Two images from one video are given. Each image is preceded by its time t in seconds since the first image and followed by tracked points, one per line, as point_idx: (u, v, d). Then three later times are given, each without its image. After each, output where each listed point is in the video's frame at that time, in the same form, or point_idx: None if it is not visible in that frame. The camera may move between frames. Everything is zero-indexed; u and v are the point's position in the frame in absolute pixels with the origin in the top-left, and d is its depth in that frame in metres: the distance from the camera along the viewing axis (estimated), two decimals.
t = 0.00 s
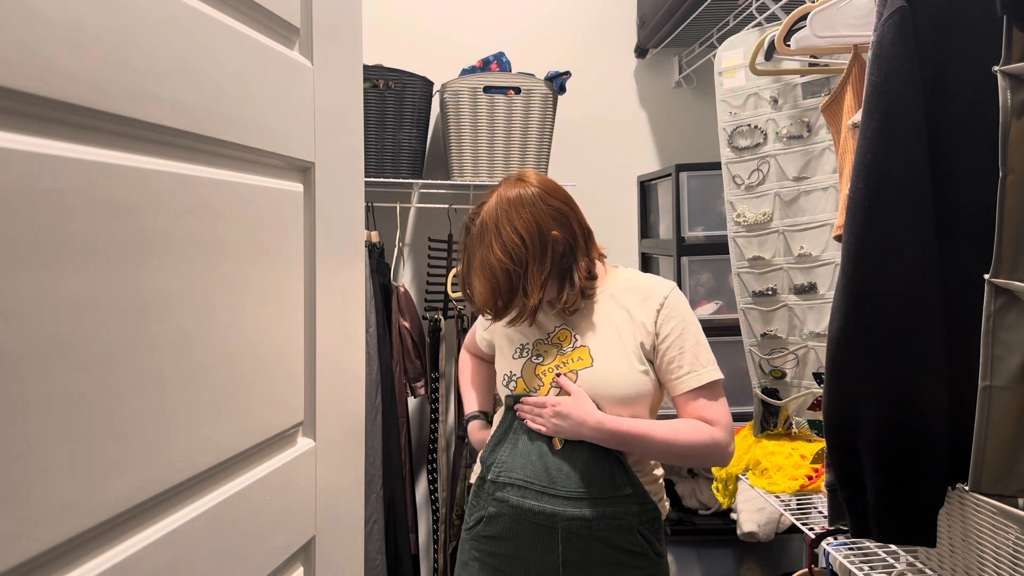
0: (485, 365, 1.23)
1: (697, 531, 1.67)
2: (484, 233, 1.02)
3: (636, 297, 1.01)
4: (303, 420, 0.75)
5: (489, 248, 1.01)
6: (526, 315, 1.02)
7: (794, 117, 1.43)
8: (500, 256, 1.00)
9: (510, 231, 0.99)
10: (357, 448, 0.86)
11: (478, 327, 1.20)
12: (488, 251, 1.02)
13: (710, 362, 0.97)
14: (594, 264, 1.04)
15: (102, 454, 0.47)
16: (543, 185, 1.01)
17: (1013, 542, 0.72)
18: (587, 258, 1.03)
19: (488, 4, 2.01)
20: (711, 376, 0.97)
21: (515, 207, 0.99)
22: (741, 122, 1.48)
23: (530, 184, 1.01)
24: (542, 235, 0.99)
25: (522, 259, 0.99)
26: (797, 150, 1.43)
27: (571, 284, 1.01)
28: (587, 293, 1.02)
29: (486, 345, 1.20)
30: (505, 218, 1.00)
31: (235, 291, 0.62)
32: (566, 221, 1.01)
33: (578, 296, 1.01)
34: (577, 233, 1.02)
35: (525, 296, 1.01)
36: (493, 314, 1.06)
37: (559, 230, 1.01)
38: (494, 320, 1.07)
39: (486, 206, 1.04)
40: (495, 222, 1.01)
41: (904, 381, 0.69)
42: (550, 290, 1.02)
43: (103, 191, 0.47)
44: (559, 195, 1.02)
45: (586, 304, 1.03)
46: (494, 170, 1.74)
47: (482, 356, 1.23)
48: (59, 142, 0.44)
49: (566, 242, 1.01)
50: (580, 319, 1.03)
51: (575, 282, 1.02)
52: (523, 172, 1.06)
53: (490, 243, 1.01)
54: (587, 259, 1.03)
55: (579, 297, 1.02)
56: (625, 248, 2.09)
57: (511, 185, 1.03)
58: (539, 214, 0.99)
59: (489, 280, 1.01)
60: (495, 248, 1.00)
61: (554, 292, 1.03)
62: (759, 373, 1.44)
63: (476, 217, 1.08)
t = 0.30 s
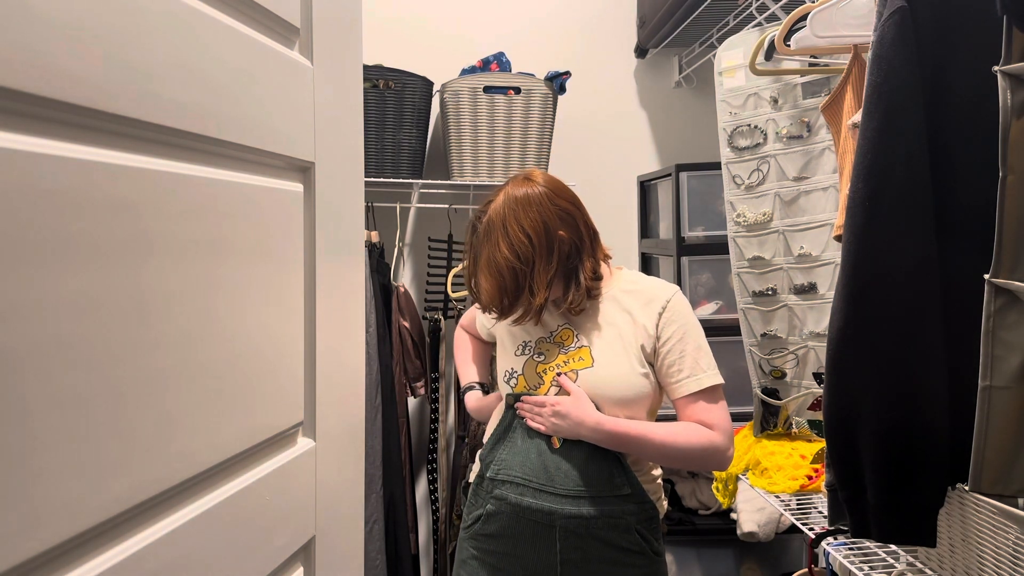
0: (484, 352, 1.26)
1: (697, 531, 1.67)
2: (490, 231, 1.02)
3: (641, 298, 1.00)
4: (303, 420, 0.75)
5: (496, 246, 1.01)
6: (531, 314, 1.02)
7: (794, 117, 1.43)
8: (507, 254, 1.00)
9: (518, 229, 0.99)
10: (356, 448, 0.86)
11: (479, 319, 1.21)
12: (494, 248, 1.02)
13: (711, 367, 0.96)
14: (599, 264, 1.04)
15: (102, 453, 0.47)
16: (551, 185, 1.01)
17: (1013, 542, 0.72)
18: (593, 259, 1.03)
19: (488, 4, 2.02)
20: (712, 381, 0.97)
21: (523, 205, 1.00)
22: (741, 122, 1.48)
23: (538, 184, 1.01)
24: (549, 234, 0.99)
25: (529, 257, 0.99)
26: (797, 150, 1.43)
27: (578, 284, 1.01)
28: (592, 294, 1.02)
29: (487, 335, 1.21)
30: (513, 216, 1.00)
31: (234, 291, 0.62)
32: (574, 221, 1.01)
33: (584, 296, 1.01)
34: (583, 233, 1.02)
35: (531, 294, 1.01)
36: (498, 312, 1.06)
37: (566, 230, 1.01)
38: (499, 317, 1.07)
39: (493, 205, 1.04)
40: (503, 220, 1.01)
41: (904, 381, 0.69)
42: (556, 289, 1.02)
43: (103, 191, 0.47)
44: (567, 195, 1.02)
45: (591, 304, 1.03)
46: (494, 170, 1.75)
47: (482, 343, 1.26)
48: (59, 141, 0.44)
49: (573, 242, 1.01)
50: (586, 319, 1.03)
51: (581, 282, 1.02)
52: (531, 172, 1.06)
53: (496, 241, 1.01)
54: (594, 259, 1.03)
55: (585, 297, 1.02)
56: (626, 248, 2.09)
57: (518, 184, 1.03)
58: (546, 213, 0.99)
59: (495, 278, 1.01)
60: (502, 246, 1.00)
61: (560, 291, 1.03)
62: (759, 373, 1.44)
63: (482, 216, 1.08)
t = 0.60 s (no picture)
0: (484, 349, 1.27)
1: (697, 531, 1.67)
2: (496, 228, 1.02)
3: (645, 298, 1.01)
4: (303, 420, 0.75)
5: (502, 243, 1.01)
6: (535, 311, 1.02)
7: (794, 117, 1.43)
8: (513, 252, 0.99)
9: (525, 227, 0.99)
10: (356, 449, 0.86)
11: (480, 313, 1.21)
12: (500, 246, 1.02)
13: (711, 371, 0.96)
14: (603, 265, 1.04)
15: (102, 454, 0.47)
16: (559, 185, 1.02)
17: (1013, 542, 0.72)
18: (597, 259, 1.04)
19: (488, 3, 2.02)
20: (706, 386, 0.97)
21: (531, 204, 1.00)
22: (740, 122, 1.48)
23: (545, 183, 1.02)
24: (556, 233, 0.99)
25: (536, 256, 0.99)
26: (797, 150, 1.43)
27: (583, 283, 1.02)
28: (596, 294, 1.02)
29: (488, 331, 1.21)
30: (521, 213, 1.00)
31: (234, 291, 0.62)
32: (581, 221, 1.02)
33: (588, 296, 1.01)
34: (589, 234, 1.03)
35: (536, 292, 1.01)
36: (502, 309, 1.06)
37: (572, 230, 1.01)
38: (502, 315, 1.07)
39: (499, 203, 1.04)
40: (510, 218, 1.00)
41: (905, 381, 0.69)
42: (560, 288, 1.03)
43: (104, 191, 0.47)
44: (574, 195, 1.02)
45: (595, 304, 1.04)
46: (495, 170, 1.75)
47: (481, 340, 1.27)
48: (58, 141, 0.44)
49: (580, 242, 1.02)
50: (589, 318, 1.03)
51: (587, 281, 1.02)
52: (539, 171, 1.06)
53: (502, 239, 1.01)
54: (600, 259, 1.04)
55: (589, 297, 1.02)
56: (625, 248, 2.09)
57: (525, 182, 1.03)
58: (552, 213, 0.99)
59: (501, 275, 1.01)
60: (508, 244, 1.00)
61: (564, 291, 1.03)
62: (759, 373, 1.44)
63: (489, 213, 1.08)
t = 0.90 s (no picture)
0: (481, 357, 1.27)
1: (697, 531, 1.67)
2: (495, 228, 1.02)
3: (643, 298, 1.01)
4: (303, 420, 0.75)
5: (501, 243, 1.01)
6: (535, 311, 1.02)
7: (794, 117, 1.43)
8: (512, 251, 0.99)
9: (525, 227, 0.99)
10: (356, 449, 0.86)
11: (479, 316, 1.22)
12: (499, 245, 1.01)
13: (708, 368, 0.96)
14: (602, 265, 1.05)
15: (102, 454, 0.47)
16: (557, 185, 1.02)
17: (1013, 542, 0.72)
18: (596, 259, 1.04)
19: (488, 3, 2.02)
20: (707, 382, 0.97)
21: (530, 203, 1.00)
22: (741, 122, 1.48)
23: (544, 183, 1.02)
24: (556, 233, 0.99)
25: (536, 256, 0.99)
26: (797, 150, 1.43)
27: (583, 283, 1.02)
28: (595, 293, 1.03)
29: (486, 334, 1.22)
30: (520, 213, 0.99)
31: (234, 291, 0.62)
32: (579, 220, 1.02)
33: (588, 296, 1.01)
34: (587, 233, 1.03)
35: (536, 292, 1.00)
36: (501, 309, 1.05)
37: (571, 229, 1.01)
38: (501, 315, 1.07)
39: (497, 203, 1.04)
40: (510, 217, 1.00)
41: (904, 382, 0.69)
42: (560, 288, 1.03)
43: (103, 191, 0.47)
44: (572, 194, 1.03)
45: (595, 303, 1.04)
46: (495, 170, 1.75)
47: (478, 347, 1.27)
48: (58, 142, 0.44)
49: (579, 242, 1.02)
50: (589, 318, 1.03)
51: (587, 281, 1.02)
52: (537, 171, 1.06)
53: (501, 238, 1.01)
54: (598, 259, 1.04)
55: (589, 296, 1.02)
56: (625, 248, 2.09)
57: (523, 182, 1.03)
58: (552, 212, 1.00)
59: (500, 275, 1.01)
60: (507, 243, 1.00)
61: (564, 291, 1.03)
62: (759, 373, 1.45)
63: (486, 213, 1.08)
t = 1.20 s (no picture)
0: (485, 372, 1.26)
1: (697, 531, 1.68)
2: (482, 231, 1.03)
3: (629, 294, 1.01)
4: (303, 420, 0.75)
5: (487, 246, 1.01)
6: (525, 312, 1.02)
7: (794, 117, 1.43)
8: (500, 254, 1.00)
9: (511, 228, 0.99)
10: (356, 449, 0.86)
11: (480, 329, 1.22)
12: (486, 249, 1.02)
13: (677, 359, 0.95)
14: (590, 263, 1.05)
15: (101, 454, 0.47)
16: (541, 186, 1.02)
17: (1013, 542, 0.72)
18: (584, 258, 1.05)
19: (488, 3, 2.02)
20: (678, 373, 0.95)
21: (514, 205, 1.00)
22: (741, 122, 1.48)
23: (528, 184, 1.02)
24: (542, 233, 1.00)
25: (523, 257, 0.99)
26: (797, 150, 1.43)
27: (570, 283, 1.02)
28: (584, 292, 1.03)
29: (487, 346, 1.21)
30: (505, 215, 1.00)
31: (235, 291, 0.62)
32: (563, 220, 1.02)
33: (577, 295, 1.01)
34: (573, 232, 1.03)
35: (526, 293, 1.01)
36: (493, 312, 1.05)
37: (556, 229, 1.02)
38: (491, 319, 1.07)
39: (483, 207, 1.04)
40: (495, 220, 1.01)
41: (904, 382, 0.69)
42: (548, 288, 1.03)
43: (103, 191, 0.47)
44: (556, 195, 1.03)
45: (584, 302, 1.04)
46: (494, 170, 1.75)
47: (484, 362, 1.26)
48: (58, 141, 0.44)
49: (564, 241, 1.02)
50: (579, 317, 1.03)
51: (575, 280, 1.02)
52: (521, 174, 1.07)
53: (488, 241, 1.01)
54: (585, 257, 1.04)
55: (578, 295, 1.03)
56: (626, 248, 2.09)
57: (508, 184, 1.03)
58: (537, 213, 1.00)
59: (488, 278, 1.01)
60: (495, 246, 1.00)
61: (553, 291, 1.03)
62: (759, 373, 1.45)
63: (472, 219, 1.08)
